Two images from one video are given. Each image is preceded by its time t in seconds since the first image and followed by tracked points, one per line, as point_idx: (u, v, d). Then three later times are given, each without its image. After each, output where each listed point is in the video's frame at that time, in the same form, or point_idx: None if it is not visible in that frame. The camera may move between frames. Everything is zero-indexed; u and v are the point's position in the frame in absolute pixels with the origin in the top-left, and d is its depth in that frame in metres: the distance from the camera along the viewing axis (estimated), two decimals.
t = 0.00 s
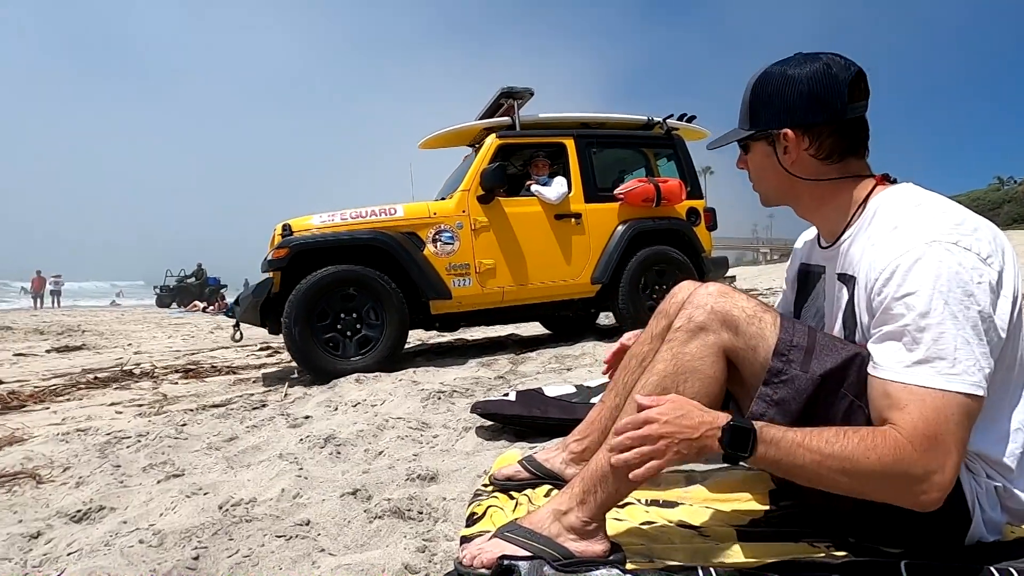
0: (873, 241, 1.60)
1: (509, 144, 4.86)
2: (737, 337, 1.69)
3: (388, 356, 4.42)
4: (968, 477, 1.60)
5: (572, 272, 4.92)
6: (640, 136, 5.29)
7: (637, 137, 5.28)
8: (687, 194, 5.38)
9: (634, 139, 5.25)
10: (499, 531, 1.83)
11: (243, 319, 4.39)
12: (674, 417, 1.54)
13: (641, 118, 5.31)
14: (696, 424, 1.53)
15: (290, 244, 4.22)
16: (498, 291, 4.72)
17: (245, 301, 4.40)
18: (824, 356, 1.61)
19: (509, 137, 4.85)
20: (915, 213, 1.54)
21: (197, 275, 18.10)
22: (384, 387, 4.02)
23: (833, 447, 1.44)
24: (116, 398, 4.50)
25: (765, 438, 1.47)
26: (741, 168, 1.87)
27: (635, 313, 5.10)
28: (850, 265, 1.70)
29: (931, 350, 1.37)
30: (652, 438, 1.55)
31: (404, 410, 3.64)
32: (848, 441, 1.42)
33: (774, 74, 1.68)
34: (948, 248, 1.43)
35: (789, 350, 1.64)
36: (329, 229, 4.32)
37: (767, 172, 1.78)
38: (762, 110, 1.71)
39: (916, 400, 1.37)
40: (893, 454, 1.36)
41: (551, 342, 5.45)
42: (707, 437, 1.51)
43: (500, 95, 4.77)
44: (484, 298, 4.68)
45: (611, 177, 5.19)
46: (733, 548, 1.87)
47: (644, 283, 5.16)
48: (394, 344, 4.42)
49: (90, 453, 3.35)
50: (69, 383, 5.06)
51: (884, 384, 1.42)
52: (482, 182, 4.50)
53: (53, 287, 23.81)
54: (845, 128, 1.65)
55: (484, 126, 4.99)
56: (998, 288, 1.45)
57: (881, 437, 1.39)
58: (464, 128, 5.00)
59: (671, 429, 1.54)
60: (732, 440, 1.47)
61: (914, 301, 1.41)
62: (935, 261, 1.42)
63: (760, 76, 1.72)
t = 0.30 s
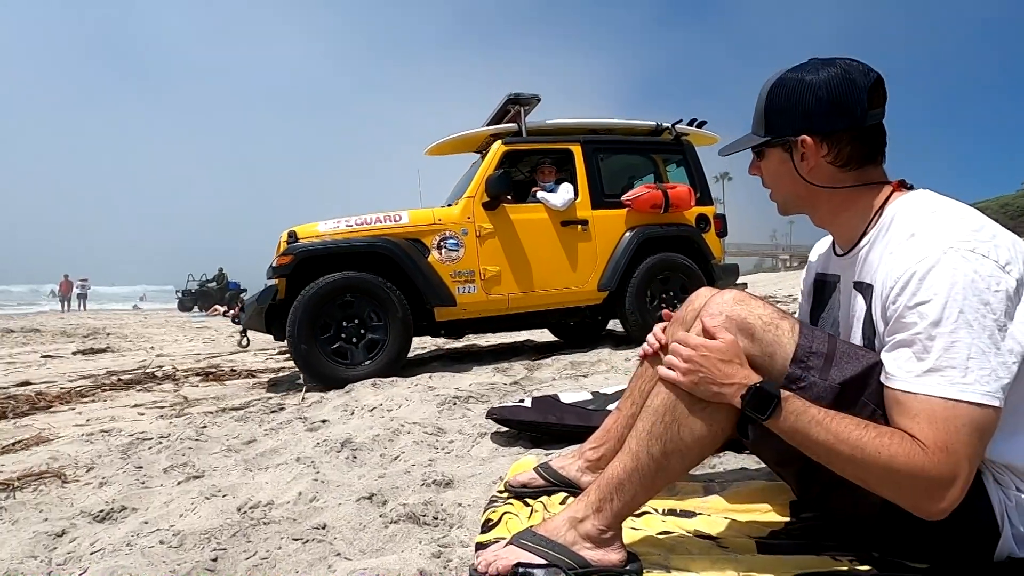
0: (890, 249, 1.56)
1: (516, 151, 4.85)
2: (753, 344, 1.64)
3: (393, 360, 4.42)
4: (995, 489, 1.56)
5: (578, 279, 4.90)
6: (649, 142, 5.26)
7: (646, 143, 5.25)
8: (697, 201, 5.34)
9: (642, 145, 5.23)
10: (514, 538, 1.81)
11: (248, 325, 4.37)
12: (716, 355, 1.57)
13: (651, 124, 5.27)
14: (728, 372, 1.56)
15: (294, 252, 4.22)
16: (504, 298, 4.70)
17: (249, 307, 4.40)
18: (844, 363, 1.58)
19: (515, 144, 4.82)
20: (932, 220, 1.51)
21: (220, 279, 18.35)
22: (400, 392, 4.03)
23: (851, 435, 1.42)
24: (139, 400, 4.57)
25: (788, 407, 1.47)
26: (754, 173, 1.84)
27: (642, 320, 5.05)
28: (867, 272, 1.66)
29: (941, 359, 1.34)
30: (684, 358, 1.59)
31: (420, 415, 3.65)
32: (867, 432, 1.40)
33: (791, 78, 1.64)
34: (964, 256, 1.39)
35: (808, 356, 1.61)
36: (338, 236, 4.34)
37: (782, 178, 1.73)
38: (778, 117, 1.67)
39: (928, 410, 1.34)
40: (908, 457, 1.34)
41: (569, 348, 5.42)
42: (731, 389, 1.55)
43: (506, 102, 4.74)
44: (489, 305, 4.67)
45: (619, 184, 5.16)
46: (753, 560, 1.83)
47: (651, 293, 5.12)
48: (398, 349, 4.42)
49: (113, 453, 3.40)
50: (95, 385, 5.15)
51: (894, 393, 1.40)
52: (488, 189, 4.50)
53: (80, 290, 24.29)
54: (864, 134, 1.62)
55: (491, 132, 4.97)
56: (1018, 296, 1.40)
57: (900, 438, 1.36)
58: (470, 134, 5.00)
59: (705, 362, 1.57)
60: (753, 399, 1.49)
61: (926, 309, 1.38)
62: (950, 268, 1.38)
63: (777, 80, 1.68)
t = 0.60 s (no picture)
0: (920, 245, 1.54)
1: (521, 154, 4.85)
2: (769, 346, 1.61)
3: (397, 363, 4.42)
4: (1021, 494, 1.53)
5: (583, 282, 4.88)
6: (655, 144, 5.23)
7: (652, 145, 5.22)
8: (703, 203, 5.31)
9: (649, 147, 5.21)
10: (528, 541, 1.81)
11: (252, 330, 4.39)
12: (723, 364, 1.55)
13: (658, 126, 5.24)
14: (736, 381, 1.54)
15: (297, 256, 4.25)
16: (508, 303, 4.70)
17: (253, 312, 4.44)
18: (862, 365, 1.57)
19: (521, 146, 4.82)
20: (964, 216, 1.48)
21: (235, 283, 18.52)
22: (413, 394, 4.04)
23: (865, 437, 1.41)
24: (156, 402, 4.62)
25: (800, 411, 1.46)
26: (785, 164, 1.82)
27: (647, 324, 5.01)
28: (895, 269, 1.64)
29: (970, 358, 1.31)
30: (691, 369, 1.58)
31: (433, 418, 3.66)
32: (882, 434, 1.39)
33: (829, 65, 1.63)
34: (999, 253, 1.37)
35: (826, 358, 1.59)
36: (345, 241, 4.36)
37: (814, 167, 1.72)
38: (812, 102, 1.66)
39: (951, 410, 1.32)
40: (926, 458, 1.32)
41: (582, 351, 5.40)
42: (740, 398, 1.53)
43: (510, 104, 4.75)
44: (494, 309, 4.68)
45: (625, 186, 5.13)
46: (769, 565, 1.81)
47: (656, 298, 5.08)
48: (402, 352, 4.43)
49: (131, 455, 3.44)
50: (113, 387, 5.22)
51: (919, 391, 1.38)
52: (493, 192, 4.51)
53: (99, 294, 24.62)
54: (901, 123, 1.59)
55: (495, 135, 4.97)
56: None
57: (918, 439, 1.34)
58: (474, 137, 5.00)
59: (712, 372, 1.56)
60: (763, 405, 1.48)
61: (958, 306, 1.36)
62: (984, 265, 1.36)
63: (814, 68, 1.66)
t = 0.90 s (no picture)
0: (919, 242, 1.55)
1: (517, 154, 4.86)
2: (770, 344, 1.63)
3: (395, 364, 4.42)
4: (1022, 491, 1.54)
5: (581, 282, 4.89)
6: (653, 143, 5.24)
7: (650, 144, 5.23)
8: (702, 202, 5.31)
9: (647, 146, 5.21)
10: (530, 541, 1.81)
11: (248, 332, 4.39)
12: (694, 407, 1.55)
13: (655, 125, 5.24)
14: (712, 422, 1.54)
15: (294, 257, 4.26)
16: (505, 303, 4.71)
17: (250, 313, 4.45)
18: (861, 364, 1.57)
19: (516, 147, 4.83)
20: (963, 214, 1.49)
21: (236, 283, 18.54)
22: (414, 395, 4.05)
23: (845, 450, 1.42)
24: (158, 403, 4.63)
25: (777, 439, 1.47)
26: (792, 159, 1.83)
27: (646, 323, 5.01)
28: (894, 266, 1.65)
29: (963, 354, 1.32)
30: (665, 416, 1.58)
31: (434, 418, 3.67)
32: (860, 444, 1.41)
33: (842, 58, 1.63)
34: (997, 250, 1.38)
35: (825, 357, 1.59)
36: (343, 241, 4.37)
37: (820, 159, 1.72)
38: (823, 94, 1.67)
39: (937, 405, 1.33)
40: (908, 459, 1.33)
41: (583, 350, 5.41)
42: (718, 437, 1.53)
43: (506, 105, 4.76)
44: (490, 309, 4.68)
45: (623, 185, 5.14)
46: (770, 564, 1.82)
47: (655, 298, 5.09)
48: (400, 352, 4.43)
49: (133, 455, 3.45)
50: (115, 388, 5.23)
51: (911, 386, 1.38)
52: (489, 192, 4.50)
53: (101, 295, 24.63)
54: (909, 118, 1.60)
55: (492, 135, 4.97)
56: None
57: (897, 443, 1.35)
58: (471, 138, 5.00)
59: (686, 417, 1.56)
60: (740, 443, 1.49)
61: (954, 302, 1.37)
62: (982, 262, 1.37)
63: (826, 61, 1.67)
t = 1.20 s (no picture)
0: (912, 244, 1.55)
1: (516, 154, 4.86)
2: (770, 344, 1.63)
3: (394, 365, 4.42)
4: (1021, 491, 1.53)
5: (580, 283, 4.89)
6: (651, 143, 5.24)
7: (648, 145, 5.23)
8: (700, 203, 5.31)
9: (645, 146, 5.22)
10: (528, 541, 1.81)
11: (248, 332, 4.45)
12: (693, 472, 1.51)
13: (653, 126, 5.25)
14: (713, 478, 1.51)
15: (292, 258, 4.25)
16: (504, 303, 4.71)
17: (249, 314, 4.45)
18: (861, 364, 1.58)
19: (515, 147, 4.83)
20: (955, 215, 1.49)
21: (234, 285, 18.51)
22: (412, 395, 4.05)
23: (844, 476, 1.42)
24: (156, 405, 4.62)
25: (775, 481, 1.47)
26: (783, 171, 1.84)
27: (645, 323, 5.01)
28: (889, 268, 1.65)
29: (959, 355, 1.33)
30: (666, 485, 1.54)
31: (432, 418, 3.66)
32: (857, 468, 1.41)
33: (816, 70, 1.66)
34: (988, 250, 1.38)
35: (825, 357, 1.59)
36: (341, 242, 4.37)
37: (806, 172, 1.74)
38: (802, 105, 1.69)
39: (936, 409, 1.33)
40: (908, 472, 1.33)
41: (581, 351, 5.41)
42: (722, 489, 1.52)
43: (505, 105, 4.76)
44: (489, 309, 4.68)
45: (621, 185, 5.15)
46: (769, 563, 1.82)
47: (653, 299, 5.10)
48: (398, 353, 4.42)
49: (131, 457, 3.44)
50: (112, 390, 5.21)
51: (909, 390, 1.39)
52: (488, 192, 4.50)
53: (97, 295, 24.53)
54: (886, 122, 1.59)
55: (491, 135, 4.98)
56: None
57: (891, 458, 1.36)
58: (470, 138, 5.01)
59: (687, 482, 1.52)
60: (745, 494, 1.49)
61: (948, 304, 1.37)
62: (974, 263, 1.37)
63: (802, 74, 1.70)
